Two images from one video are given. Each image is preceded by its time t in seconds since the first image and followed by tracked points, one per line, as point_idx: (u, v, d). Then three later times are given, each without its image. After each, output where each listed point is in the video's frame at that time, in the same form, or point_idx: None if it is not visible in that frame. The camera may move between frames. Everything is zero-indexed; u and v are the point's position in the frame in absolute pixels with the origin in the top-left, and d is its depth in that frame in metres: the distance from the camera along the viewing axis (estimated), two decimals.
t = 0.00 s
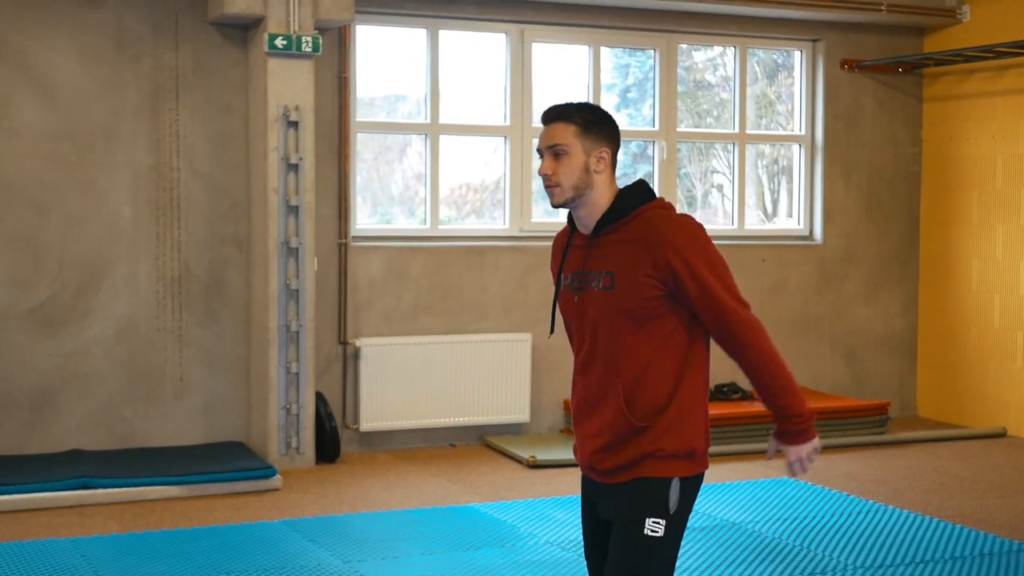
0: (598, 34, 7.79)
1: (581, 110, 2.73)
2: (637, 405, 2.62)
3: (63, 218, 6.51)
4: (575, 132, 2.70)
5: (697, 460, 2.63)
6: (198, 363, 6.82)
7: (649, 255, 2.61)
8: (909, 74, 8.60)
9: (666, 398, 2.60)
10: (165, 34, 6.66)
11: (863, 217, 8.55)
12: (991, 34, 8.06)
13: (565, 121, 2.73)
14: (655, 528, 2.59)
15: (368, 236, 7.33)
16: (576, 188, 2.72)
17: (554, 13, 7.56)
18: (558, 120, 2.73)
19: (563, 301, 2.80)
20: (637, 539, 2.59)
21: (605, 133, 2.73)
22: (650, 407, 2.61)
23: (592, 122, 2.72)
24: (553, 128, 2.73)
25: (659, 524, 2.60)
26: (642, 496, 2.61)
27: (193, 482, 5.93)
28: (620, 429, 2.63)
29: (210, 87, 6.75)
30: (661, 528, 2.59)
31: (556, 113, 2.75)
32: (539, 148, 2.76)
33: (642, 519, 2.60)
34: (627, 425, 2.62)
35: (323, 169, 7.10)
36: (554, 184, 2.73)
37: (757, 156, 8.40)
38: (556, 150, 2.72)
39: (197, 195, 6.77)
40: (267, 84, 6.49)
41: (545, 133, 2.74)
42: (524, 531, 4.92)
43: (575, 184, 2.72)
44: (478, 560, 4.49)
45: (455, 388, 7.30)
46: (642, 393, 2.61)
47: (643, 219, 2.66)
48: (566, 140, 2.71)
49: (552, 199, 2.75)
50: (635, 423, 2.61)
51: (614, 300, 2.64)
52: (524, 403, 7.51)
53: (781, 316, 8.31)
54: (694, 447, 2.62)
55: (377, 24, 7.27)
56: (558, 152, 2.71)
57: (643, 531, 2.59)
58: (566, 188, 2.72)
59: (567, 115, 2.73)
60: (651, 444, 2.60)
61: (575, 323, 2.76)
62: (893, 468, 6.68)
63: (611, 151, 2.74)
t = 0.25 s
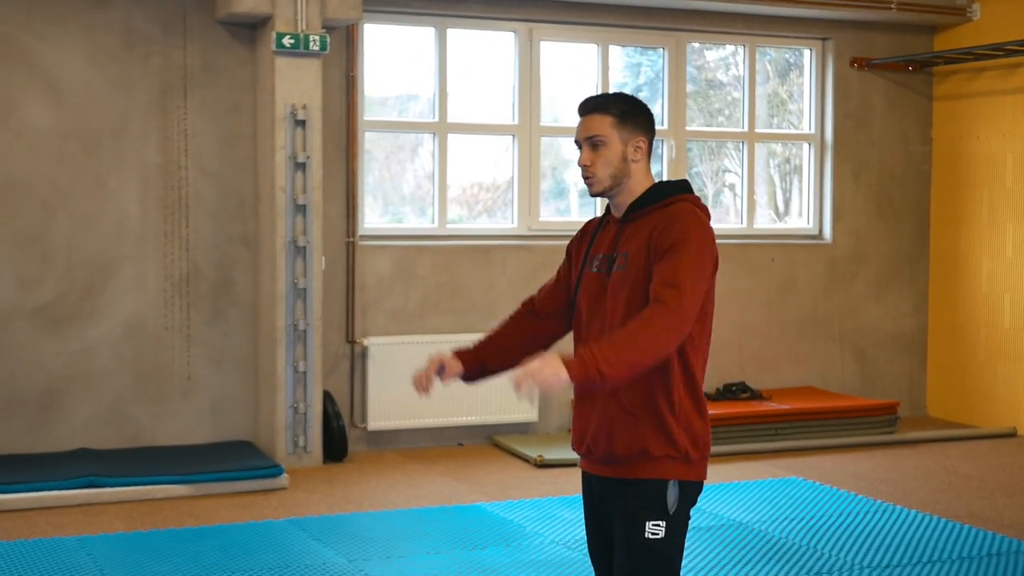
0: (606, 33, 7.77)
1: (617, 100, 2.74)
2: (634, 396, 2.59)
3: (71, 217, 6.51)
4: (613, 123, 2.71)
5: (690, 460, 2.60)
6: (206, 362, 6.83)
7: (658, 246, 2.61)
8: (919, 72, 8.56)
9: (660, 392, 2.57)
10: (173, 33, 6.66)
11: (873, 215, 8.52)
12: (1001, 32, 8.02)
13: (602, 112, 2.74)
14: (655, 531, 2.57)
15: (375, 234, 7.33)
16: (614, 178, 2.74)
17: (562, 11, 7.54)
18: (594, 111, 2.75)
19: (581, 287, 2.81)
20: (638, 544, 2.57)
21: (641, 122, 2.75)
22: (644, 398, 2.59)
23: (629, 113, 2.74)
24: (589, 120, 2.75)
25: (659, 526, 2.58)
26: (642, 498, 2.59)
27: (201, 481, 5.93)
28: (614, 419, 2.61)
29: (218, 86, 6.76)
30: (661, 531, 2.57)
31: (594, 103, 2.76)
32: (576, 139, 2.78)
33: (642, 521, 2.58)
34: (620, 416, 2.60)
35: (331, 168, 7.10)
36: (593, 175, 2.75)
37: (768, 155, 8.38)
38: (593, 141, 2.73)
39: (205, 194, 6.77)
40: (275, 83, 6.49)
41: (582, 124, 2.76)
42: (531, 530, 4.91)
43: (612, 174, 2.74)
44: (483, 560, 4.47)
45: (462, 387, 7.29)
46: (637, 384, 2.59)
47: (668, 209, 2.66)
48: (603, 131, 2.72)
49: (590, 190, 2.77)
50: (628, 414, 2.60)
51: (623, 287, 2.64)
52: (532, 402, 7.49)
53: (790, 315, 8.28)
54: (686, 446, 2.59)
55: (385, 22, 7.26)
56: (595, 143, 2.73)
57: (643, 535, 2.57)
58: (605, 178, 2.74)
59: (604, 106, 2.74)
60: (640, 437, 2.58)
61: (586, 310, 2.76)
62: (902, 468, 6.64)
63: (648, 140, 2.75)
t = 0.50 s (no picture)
0: (614, 36, 7.75)
1: (629, 95, 2.65)
2: (630, 370, 2.55)
3: (77, 220, 6.53)
4: (624, 118, 2.62)
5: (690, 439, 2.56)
6: (212, 365, 6.84)
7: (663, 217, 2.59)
8: (927, 75, 8.54)
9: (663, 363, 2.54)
10: (180, 37, 6.68)
11: (880, 218, 8.49)
12: (1009, 35, 7.99)
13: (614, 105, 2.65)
14: (651, 530, 2.52)
15: (382, 237, 7.33)
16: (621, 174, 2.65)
17: (569, 15, 7.54)
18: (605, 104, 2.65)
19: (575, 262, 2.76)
20: (634, 544, 2.51)
21: (651, 120, 2.66)
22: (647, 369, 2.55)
23: (640, 108, 2.64)
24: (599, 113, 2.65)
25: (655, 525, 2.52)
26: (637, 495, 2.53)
27: (206, 484, 5.95)
28: (614, 390, 2.56)
29: (225, 90, 6.78)
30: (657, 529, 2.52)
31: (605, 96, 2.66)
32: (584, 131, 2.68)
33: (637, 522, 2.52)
34: (621, 388, 2.55)
35: (337, 171, 7.10)
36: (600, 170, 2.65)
37: (778, 158, 8.36)
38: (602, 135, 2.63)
39: (211, 197, 6.78)
40: (281, 87, 6.50)
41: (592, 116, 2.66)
42: (534, 534, 4.90)
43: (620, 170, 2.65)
44: (486, 563, 4.47)
45: (469, 390, 7.28)
46: (640, 353, 2.55)
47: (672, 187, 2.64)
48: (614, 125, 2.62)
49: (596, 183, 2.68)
50: (630, 386, 2.55)
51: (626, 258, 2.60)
52: (538, 406, 7.48)
53: (797, 319, 8.26)
54: (687, 422, 2.55)
55: (392, 26, 7.26)
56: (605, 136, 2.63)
57: (639, 535, 2.52)
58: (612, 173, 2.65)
59: (616, 100, 2.65)
60: (641, 407, 2.54)
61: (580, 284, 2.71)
62: (909, 472, 6.62)
63: (657, 138, 2.67)
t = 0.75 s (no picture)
0: (620, 39, 7.75)
1: (647, 101, 2.72)
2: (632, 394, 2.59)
3: (84, 222, 6.55)
4: (642, 121, 2.69)
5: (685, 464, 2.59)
6: (218, 367, 6.85)
7: (672, 245, 2.60)
8: (934, 79, 8.52)
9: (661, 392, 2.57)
10: (187, 39, 6.69)
11: (887, 222, 8.48)
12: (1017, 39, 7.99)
13: (633, 108, 2.72)
14: (654, 536, 2.55)
15: (387, 240, 7.32)
16: (634, 176, 2.71)
17: (575, 19, 7.54)
18: (624, 107, 2.72)
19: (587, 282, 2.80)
20: (637, 548, 2.55)
21: (667, 127, 2.74)
22: (643, 397, 2.58)
23: (658, 115, 2.72)
24: (617, 115, 2.72)
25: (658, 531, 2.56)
26: (641, 501, 2.57)
27: (210, 485, 6.03)
28: (611, 414, 2.61)
29: (232, 92, 6.79)
30: (660, 536, 2.55)
31: (624, 99, 2.73)
32: (600, 132, 2.75)
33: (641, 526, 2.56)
34: (617, 412, 2.60)
35: (343, 174, 7.10)
36: (614, 169, 2.71)
37: (788, 161, 8.36)
38: (619, 135, 2.70)
39: (217, 200, 6.80)
40: (287, 90, 6.52)
41: (610, 117, 2.73)
42: (537, 536, 4.92)
43: (633, 171, 2.70)
44: (489, 566, 4.48)
45: (474, 393, 7.28)
46: (638, 382, 2.58)
47: (681, 212, 2.64)
48: (632, 126, 2.69)
49: (609, 183, 2.73)
50: (626, 412, 2.59)
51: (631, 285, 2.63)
52: (544, 409, 7.48)
53: (804, 323, 8.24)
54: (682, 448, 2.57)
55: (398, 29, 7.26)
56: (622, 137, 2.70)
57: (642, 540, 2.55)
58: (625, 173, 2.70)
59: (635, 103, 2.72)
60: (636, 435, 2.57)
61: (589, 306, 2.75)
62: (914, 476, 6.61)
63: (671, 147, 2.73)
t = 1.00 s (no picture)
0: (628, 41, 7.75)
1: (665, 107, 2.67)
2: (652, 407, 2.58)
3: (94, 223, 6.58)
4: (663, 129, 2.64)
5: (702, 472, 2.61)
6: (227, 368, 6.88)
7: (693, 258, 2.61)
8: (942, 79, 8.51)
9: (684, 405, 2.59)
10: (196, 42, 6.73)
11: (895, 223, 8.47)
12: None
13: (653, 115, 2.65)
14: (666, 536, 2.56)
15: (395, 241, 7.33)
16: (650, 184, 2.66)
17: (583, 20, 7.55)
18: (643, 114, 2.65)
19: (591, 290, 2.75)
20: (651, 548, 2.56)
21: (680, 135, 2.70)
22: (667, 411, 2.58)
23: (674, 122, 2.67)
24: (635, 120, 2.65)
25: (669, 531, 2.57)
26: (655, 503, 2.57)
27: (219, 486, 6.07)
28: (633, 427, 2.59)
29: (241, 94, 6.82)
30: (673, 536, 2.57)
31: (644, 104, 2.66)
32: (615, 137, 2.66)
33: (656, 527, 2.56)
34: (640, 426, 2.58)
35: (351, 175, 7.12)
36: (631, 176, 2.65)
37: (799, 162, 8.37)
38: (640, 142, 2.63)
39: (226, 201, 6.83)
40: (295, 92, 6.54)
41: (627, 121, 2.65)
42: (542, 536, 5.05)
43: (650, 180, 2.66)
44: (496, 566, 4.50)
45: (481, 393, 7.29)
46: (662, 395, 2.58)
47: (696, 224, 2.65)
48: (653, 135, 2.64)
49: (625, 190, 2.66)
50: (650, 426, 2.58)
51: (653, 298, 2.61)
52: (552, 409, 7.49)
53: (812, 323, 8.24)
54: (702, 457, 2.60)
55: (406, 31, 7.27)
56: (643, 145, 2.63)
57: (655, 540, 2.55)
58: (642, 181, 2.65)
59: (655, 109, 2.66)
60: (661, 447, 2.58)
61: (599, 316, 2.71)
62: (922, 476, 6.61)
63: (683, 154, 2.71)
